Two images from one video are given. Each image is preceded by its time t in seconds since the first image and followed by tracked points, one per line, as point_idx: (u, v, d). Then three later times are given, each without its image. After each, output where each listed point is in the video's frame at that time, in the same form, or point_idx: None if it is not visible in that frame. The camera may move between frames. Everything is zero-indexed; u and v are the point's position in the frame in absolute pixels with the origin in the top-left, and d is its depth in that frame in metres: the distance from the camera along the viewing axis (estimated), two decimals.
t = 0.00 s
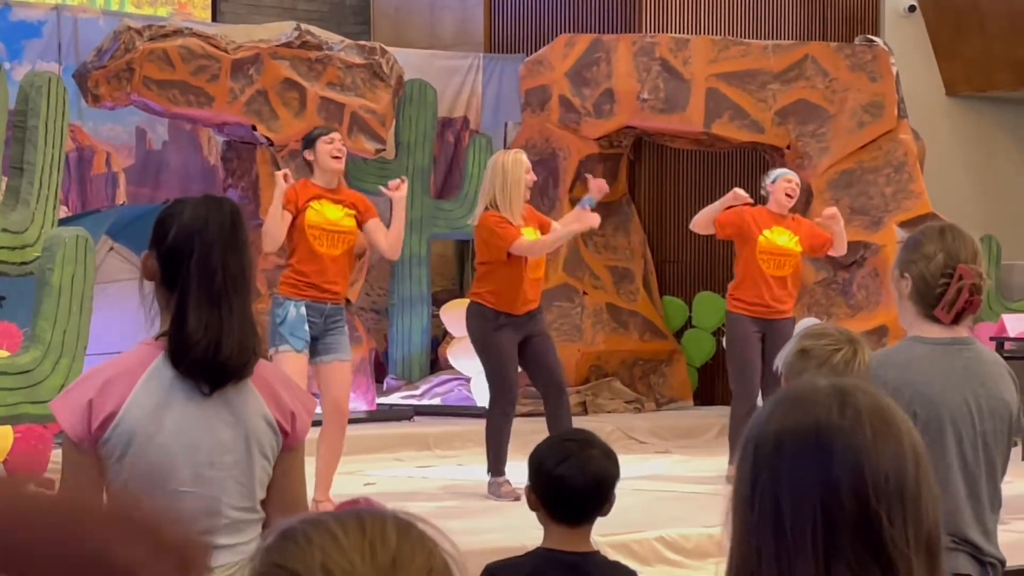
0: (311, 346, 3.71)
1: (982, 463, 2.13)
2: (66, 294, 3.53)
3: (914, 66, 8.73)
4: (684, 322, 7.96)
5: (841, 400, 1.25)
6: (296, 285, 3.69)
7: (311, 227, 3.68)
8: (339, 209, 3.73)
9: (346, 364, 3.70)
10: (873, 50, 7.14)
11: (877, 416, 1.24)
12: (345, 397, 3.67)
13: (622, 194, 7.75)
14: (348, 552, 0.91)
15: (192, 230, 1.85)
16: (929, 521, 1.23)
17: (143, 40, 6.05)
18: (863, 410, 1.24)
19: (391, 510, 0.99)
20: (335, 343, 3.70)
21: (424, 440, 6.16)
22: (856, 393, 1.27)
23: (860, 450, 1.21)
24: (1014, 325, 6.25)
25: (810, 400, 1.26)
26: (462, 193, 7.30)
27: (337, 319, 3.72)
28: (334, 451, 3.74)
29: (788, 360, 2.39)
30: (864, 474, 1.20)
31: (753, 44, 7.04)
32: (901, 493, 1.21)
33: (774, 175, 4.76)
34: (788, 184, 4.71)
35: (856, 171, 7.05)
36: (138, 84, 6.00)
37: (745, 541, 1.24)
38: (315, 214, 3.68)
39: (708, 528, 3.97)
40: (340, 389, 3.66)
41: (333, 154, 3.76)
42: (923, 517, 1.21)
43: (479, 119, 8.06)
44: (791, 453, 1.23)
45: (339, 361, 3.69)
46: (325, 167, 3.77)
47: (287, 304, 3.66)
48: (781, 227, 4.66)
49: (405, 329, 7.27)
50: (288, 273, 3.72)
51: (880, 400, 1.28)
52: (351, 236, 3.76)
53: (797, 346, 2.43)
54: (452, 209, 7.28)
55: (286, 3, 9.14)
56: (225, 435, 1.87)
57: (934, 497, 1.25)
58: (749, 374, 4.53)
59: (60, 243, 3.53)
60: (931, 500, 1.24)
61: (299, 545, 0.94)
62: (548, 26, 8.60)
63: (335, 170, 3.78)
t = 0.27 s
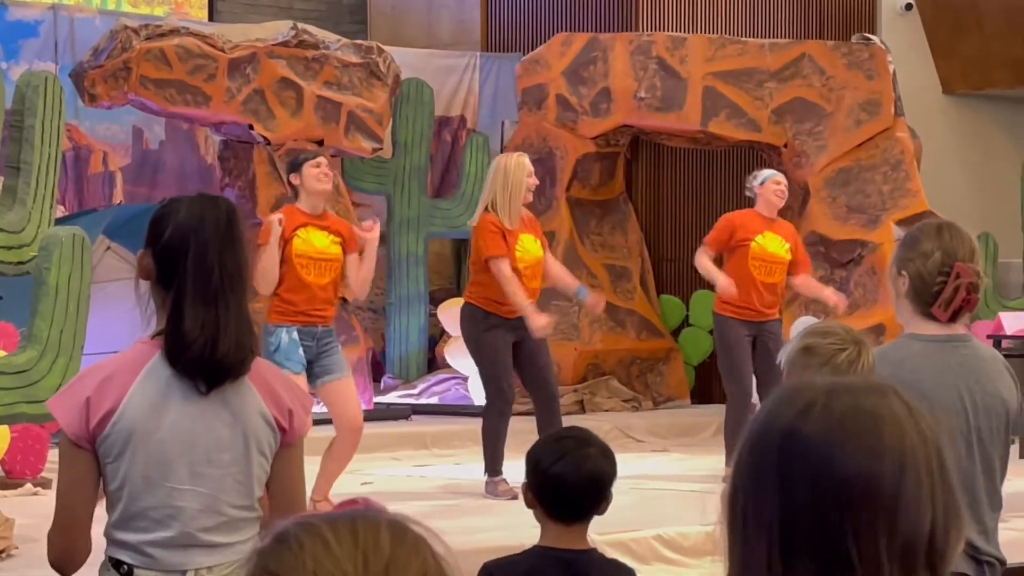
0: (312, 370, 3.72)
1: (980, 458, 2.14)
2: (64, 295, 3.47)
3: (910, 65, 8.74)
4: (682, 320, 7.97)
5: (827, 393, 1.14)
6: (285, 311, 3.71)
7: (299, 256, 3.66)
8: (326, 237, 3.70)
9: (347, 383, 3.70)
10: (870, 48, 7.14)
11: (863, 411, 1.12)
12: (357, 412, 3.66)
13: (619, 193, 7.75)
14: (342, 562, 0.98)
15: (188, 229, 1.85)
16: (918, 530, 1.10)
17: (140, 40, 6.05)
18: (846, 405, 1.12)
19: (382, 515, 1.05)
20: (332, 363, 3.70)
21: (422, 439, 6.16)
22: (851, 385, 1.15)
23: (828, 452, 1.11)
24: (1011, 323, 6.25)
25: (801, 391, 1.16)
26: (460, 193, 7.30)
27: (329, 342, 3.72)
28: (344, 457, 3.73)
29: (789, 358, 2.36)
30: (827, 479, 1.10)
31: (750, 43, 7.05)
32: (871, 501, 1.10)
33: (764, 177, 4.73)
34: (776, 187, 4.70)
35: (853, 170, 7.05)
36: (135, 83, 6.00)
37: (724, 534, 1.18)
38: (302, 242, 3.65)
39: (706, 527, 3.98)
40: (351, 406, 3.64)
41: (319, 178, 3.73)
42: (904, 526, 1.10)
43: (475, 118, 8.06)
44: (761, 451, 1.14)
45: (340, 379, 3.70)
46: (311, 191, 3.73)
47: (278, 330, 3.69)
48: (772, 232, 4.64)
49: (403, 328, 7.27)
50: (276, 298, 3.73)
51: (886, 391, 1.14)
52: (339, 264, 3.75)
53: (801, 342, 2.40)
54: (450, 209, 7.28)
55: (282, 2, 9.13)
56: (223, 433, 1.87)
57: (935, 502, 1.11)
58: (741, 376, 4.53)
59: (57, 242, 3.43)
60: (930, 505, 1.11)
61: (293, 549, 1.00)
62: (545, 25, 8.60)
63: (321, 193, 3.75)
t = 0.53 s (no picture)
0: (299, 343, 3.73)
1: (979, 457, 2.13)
2: (61, 294, 3.47)
3: (908, 63, 8.75)
4: (679, 319, 7.98)
5: (813, 392, 1.16)
6: (277, 281, 3.67)
7: (291, 217, 3.63)
8: (314, 199, 3.69)
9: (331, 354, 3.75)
10: (868, 47, 7.13)
11: (848, 409, 1.14)
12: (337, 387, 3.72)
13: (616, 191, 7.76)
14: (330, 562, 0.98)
15: (183, 227, 1.85)
16: (903, 528, 1.12)
17: (137, 39, 6.06)
18: (831, 404, 1.15)
19: (372, 512, 1.05)
20: (320, 334, 3.73)
21: (420, 438, 6.16)
22: (838, 384, 1.17)
23: (808, 450, 1.14)
24: (1008, 322, 6.25)
25: (791, 389, 1.18)
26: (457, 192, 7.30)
27: (319, 311, 3.74)
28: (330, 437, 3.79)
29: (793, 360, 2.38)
30: (806, 477, 1.13)
31: (748, 42, 7.05)
32: (850, 500, 1.12)
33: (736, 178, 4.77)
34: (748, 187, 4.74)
35: (851, 168, 7.05)
36: (132, 83, 6.01)
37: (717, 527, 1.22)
38: (294, 203, 3.64)
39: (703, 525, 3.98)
40: (333, 382, 3.71)
41: (302, 145, 3.73)
42: (885, 524, 1.12)
43: (473, 117, 8.07)
44: (747, 448, 1.18)
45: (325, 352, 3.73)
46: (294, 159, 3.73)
47: (273, 301, 3.65)
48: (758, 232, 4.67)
49: (400, 327, 7.27)
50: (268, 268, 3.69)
51: (878, 388, 1.16)
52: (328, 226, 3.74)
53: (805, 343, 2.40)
54: (448, 207, 7.24)
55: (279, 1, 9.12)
56: (220, 429, 1.87)
57: (920, 499, 1.13)
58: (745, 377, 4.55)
59: (54, 241, 3.43)
60: (917, 502, 1.12)
61: (282, 549, 1.01)
62: (542, 23, 8.59)
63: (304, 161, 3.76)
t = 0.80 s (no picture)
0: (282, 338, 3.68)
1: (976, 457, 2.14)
2: (58, 293, 3.46)
3: (906, 62, 8.75)
4: (678, 318, 7.98)
5: (800, 388, 1.13)
6: (268, 275, 3.71)
7: (280, 207, 3.68)
8: (298, 189, 3.74)
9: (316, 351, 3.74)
10: (866, 45, 7.12)
11: (834, 404, 1.11)
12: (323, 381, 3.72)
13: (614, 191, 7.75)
14: (313, 555, 0.98)
15: (174, 226, 1.85)
16: (884, 524, 1.09)
17: (135, 38, 6.06)
18: (816, 400, 1.12)
19: (359, 507, 1.05)
20: (309, 331, 3.72)
21: (418, 437, 6.15)
22: (827, 381, 1.14)
23: (789, 445, 1.10)
24: (1007, 320, 6.25)
25: (777, 385, 1.15)
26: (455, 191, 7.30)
27: (304, 309, 3.72)
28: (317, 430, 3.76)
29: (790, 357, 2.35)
30: (787, 472, 1.10)
31: (745, 40, 7.05)
32: (830, 495, 1.09)
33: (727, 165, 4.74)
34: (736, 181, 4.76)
35: (849, 167, 7.05)
36: (130, 82, 6.01)
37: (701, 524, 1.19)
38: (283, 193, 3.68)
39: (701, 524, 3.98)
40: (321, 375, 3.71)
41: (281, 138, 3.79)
42: (866, 519, 1.09)
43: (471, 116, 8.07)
44: (731, 444, 1.14)
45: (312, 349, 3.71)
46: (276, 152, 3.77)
47: (267, 300, 3.66)
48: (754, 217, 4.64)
49: (398, 326, 7.25)
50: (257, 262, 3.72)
51: (866, 384, 1.13)
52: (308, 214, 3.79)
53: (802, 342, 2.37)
54: (445, 207, 7.32)
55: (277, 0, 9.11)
56: (215, 427, 1.86)
57: (905, 496, 1.09)
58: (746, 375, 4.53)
59: (52, 240, 3.42)
60: (901, 497, 1.09)
61: (267, 543, 1.01)
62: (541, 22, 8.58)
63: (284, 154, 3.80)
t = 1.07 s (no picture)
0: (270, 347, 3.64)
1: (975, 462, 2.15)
2: (58, 293, 3.46)
3: (906, 62, 8.75)
4: (677, 317, 7.98)
5: (801, 392, 1.07)
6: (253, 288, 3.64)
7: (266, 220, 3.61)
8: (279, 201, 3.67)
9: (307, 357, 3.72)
10: (865, 45, 7.12)
11: (833, 409, 1.05)
12: (319, 383, 3.73)
13: (613, 191, 7.75)
14: (315, 553, 0.98)
15: (174, 226, 1.85)
16: (888, 530, 1.03)
17: (134, 37, 6.05)
18: (816, 404, 1.06)
19: (363, 506, 1.05)
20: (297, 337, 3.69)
21: (417, 437, 6.15)
22: (831, 384, 1.08)
23: (789, 452, 1.05)
24: (1006, 320, 6.25)
25: (778, 389, 1.09)
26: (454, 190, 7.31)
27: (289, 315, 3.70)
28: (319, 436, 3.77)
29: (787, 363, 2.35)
30: (787, 478, 1.05)
31: (744, 40, 7.05)
32: (833, 500, 1.04)
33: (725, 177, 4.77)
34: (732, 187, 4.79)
35: (848, 167, 7.06)
36: (129, 81, 6.00)
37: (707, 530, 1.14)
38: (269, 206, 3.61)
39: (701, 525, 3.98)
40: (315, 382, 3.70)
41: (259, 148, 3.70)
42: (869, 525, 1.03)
43: (470, 116, 8.08)
44: (733, 450, 1.09)
45: (300, 355, 3.68)
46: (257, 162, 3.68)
47: (260, 311, 3.61)
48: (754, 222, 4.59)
49: (398, 326, 7.25)
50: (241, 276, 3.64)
51: (867, 386, 1.07)
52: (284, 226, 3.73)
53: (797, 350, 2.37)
54: (444, 206, 7.29)
55: None
56: (213, 427, 1.86)
57: (910, 497, 1.04)
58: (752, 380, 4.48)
59: (51, 239, 3.41)
60: (905, 503, 1.03)
61: (268, 541, 1.01)
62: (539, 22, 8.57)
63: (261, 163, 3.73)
